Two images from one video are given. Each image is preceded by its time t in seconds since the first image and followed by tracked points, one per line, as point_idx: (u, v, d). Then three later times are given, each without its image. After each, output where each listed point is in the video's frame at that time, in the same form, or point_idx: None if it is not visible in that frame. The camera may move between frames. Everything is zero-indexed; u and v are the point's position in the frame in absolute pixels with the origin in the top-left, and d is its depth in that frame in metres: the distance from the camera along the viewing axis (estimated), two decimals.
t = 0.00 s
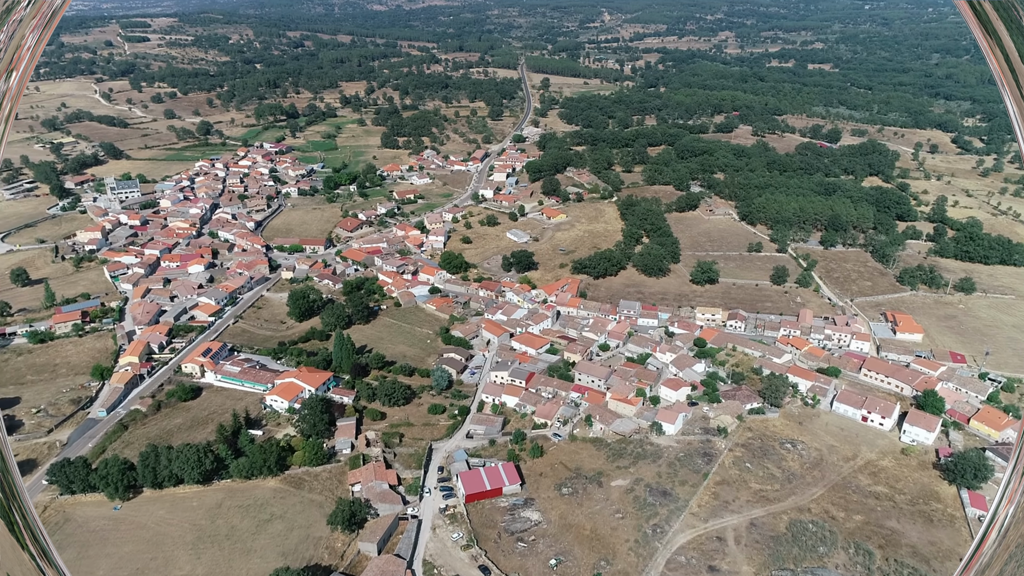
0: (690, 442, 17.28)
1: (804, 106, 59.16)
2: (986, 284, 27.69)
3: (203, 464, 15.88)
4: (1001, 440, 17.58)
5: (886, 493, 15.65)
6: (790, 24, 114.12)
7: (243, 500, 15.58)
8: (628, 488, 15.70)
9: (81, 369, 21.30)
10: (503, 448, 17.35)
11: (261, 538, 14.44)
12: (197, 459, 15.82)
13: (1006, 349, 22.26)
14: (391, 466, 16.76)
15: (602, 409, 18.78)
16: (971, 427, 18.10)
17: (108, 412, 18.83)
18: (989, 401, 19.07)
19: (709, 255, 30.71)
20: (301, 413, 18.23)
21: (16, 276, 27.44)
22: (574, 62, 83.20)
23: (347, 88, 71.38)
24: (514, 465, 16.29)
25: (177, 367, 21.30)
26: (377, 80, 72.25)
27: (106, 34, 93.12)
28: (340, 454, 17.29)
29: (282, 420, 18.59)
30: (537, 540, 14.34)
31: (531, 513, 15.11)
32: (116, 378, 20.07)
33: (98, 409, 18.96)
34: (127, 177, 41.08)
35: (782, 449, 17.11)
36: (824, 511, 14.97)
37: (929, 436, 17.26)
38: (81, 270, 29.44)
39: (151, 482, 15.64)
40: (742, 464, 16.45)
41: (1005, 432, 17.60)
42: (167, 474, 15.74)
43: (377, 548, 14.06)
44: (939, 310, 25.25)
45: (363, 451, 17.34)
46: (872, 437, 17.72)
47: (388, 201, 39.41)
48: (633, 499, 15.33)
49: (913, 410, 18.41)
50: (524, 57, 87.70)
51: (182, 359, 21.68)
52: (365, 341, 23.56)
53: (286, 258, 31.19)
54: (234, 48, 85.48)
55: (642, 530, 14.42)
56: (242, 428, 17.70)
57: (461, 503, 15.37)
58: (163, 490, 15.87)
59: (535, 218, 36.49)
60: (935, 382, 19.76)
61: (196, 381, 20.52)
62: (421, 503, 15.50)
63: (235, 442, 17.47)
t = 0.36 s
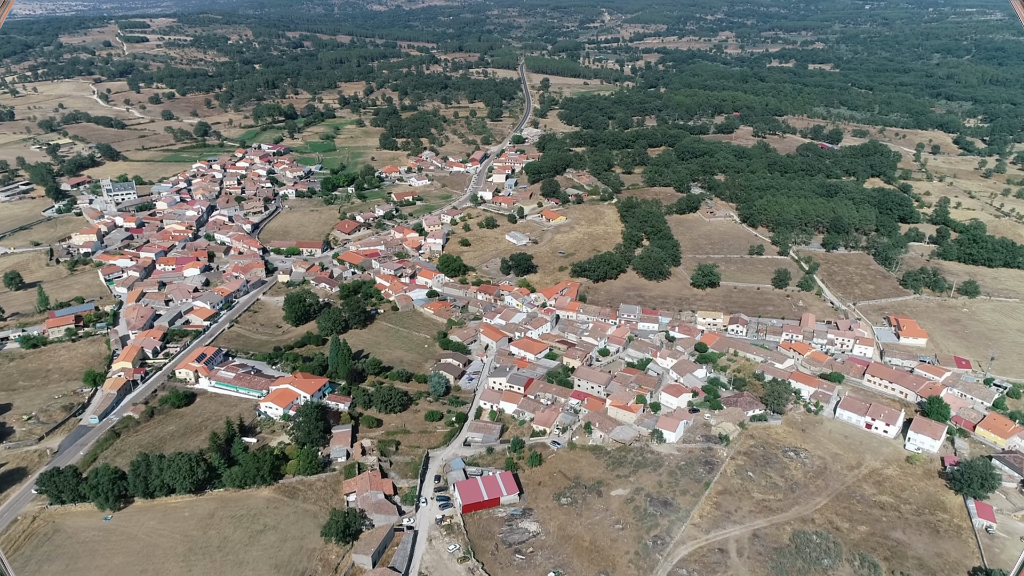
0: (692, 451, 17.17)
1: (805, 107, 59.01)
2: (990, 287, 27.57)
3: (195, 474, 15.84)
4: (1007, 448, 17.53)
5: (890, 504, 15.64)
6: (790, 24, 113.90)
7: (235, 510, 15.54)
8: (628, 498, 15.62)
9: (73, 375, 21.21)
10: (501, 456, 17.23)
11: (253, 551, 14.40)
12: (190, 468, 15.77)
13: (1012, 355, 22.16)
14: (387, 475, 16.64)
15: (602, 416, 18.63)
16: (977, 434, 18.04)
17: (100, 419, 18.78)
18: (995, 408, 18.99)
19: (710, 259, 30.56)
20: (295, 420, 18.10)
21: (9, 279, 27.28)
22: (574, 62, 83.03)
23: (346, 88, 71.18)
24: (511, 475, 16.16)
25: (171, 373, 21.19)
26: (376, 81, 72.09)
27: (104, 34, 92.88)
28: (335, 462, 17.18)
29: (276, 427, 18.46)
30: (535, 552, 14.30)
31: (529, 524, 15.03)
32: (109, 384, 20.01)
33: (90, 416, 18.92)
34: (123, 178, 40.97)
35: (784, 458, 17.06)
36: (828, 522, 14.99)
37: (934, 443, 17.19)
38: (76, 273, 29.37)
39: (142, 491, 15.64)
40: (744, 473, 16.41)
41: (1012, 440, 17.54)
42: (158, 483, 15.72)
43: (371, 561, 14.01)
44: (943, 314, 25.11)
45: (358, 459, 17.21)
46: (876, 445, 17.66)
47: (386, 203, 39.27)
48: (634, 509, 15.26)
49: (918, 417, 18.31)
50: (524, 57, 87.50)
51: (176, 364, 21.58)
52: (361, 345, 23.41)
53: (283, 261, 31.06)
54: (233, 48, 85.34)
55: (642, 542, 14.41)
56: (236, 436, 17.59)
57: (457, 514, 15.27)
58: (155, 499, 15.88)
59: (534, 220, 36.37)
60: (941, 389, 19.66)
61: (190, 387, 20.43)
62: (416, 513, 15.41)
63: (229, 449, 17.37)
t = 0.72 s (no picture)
0: (693, 459, 17.04)
1: (806, 107, 58.86)
2: (994, 290, 27.45)
3: (187, 483, 15.72)
4: (1014, 456, 17.41)
5: (896, 514, 15.52)
6: (790, 24, 113.83)
7: (227, 521, 15.44)
8: (628, 508, 15.50)
9: (65, 381, 21.07)
10: (499, 464, 17.08)
11: (244, 563, 14.32)
12: (180, 477, 15.65)
13: (1017, 360, 22.00)
14: (382, 484, 16.52)
15: (602, 422, 18.44)
16: (983, 442, 17.94)
17: (91, 426, 18.68)
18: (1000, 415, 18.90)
19: (711, 261, 30.42)
20: (289, 428, 17.97)
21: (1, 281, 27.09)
22: (573, 62, 82.86)
23: (344, 89, 71.02)
24: (508, 484, 16.01)
25: (164, 378, 21.06)
26: (375, 81, 71.94)
27: (103, 35, 92.77)
28: (330, 471, 17.05)
29: (270, 435, 18.32)
30: (533, 564, 14.20)
31: (527, 535, 14.92)
32: (101, 390, 19.90)
33: (81, 423, 18.81)
34: (118, 180, 40.81)
35: (788, 466, 16.93)
36: (833, 533, 14.88)
37: (940, 451, 17.06)
38: (70, 276, 29.24)
39: (133, 501, 15.54)
40: (746, 482, 16.29)
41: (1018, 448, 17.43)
42: (149, 493, 15.60)
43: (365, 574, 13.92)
44: (947, 318, 24.98)
45: (353, 468, 17.07)
46: (881, 453, 17.54)
47: (384, 204, 39.10)
48: (635, 520, 15.13)
49: (923, 424, 18.19)
50: (524, 57, 87.48)
51: (169, 370, 21.46)
52: (358, 350, 23.25)
53: (279, 264, 30.91)
54: (232, 48, 85.21)
55: (642, 554, 14.31)
56: (229, 444, 17.46)
57: (453, 525, 15.14)
58: (146, 509, 15.78)
59: (533, 222, 36.21)
60: (946, 395, 19.55)
61: (184, 393, 20.32)
62: (412, 524, 15.29)
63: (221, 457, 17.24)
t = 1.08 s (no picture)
0: (694, 467, 16.90)
1: (807, 107, 58.75)
2: (998, 293, 27.34)
3: (178, 493, 15.62)
4: (1020, 464, 17.28)
5: (900, 524, 15.43)
6: (791, 24, 113.67)
7: (219, 531, 15.34)
8: (627, 519, 15.39)
9: (57, 387, 20.94)
10: (496, 473, 16.96)
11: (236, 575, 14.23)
12: (171, 487, 15.55)
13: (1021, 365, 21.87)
14: (377, 493, 16.40)
15: (602, 429, 18.30)
16: (989, 449, 17.81)
17: (83, 433, 18.56)
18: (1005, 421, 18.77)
19: (712, 264, 30.29)
20: (284, 435, 17.85)
21: None
22: (573, 62, 82.73)
23: (344, 89, 70.93)
24: (505, 494, 15.89)
25: (158, 384, 20.95)
26: (375, 82, 71.85)
27: (101, 35, 92.63)
28: (324, 480, 16.94)
29: (264, 442, 18.20)
30: None
31: (525, 547, 14.81)
32: (93, 397, 19.80)
33: (73, 430, 18.71)
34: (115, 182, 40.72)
35: (790, 474, 16.81)
36: (836, 544, 14.81)
37: (945, 459, 16.93)
38: (66, 278, 29.16)
39: (123, 512, 15.44)
40: (749, 491, 16.18)
41: None
42: (140, 503, 15.50)
43: None
44: (950, 321, 24.85)
45: (348, 476, 16.96)
46: (885, 461, 17.42)
47: (382, 206, 38.99)
48: (634, 531, 15.03)
49: (928, 431, 18.05)
50: (523, 57, 87.46)
51: (163, 375, 21.34)
52: (355, 355, 23.12)
53: (276, 267, 30.80)
54: (231, 48, 85.11)
55: (643, 566, 14.21)
56: (222, 452, 17.34)
57: (448, 536, 15.04)
58: (137, 519, 15.68)
59: (532, 224, 36.09)
60: (951, 401, 19.41)
61: (177, 399, 20.22)
62: (407, 536, 15.17)
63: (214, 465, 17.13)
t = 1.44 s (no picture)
0: (695, 476, 16.76)
1: (808, 108, 58.59)
2: (1001, 297, 27.21)
3: (169, 504, 15.51)
4: None
5: (905, 535, 15.31)
6: (792, 24, 113.53)
7: (209, 543, 15.22)
8: (627, 530, 15.27)
9: (48, 393, 20.80)
10: (494, 482, 16.84)
11: None
12: (161, 498, 15.43)
13: None
14: (372, 503, 16.28)
15: (602, 437, 18.15)
16: (995, 457, 17.67)
17: (73, 441, 18.43)
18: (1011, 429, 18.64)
19: (712, 267, 30.16)
20: (278, 444, 17.72)
21: None
22: (573, 62, 82.57)
23: (343, 89, 70.78)
24: (502, 504, 15.77)
25: (150, 390, 20.81)
26: (373, 82, 71.70)
27: (100, 35, 92.49)
28: (318, 489, 16.82)
29: (258, 450, 18.08)
30: None
31: (522, 559, 14.70)
32: (84, 403, 19.67)
33: (63, 438, 18.56)
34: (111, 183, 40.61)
35: (793, 484, 16.69)
36: (840, 556, 14.71)
37: (950, 468, 16.80)
38: (60, 281, 29.05)
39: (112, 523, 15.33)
40: (750, 501, 16.05)
41: None
42: (129, 514, 15.40)
43: None
44: (954, 326, 24.71)
45: (342, 486, 16.83)
46: (889, 469, 17.29)
47: (380, 208, 38.85)
48: (634, 543, 14.92)
49: (933, 439, 17.93)
50: (523, 57, 87.25)
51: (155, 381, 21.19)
52: (351, 360, 22.98)
53: (272, 270, 30.66)
54: (230, 48, 85.02)
55: None
56: (214, 461, 17.21)
57: (444, 548, 14.92)
58: (126, 530, 15.57)
59: (532, 226, 35.96)
60: (956, 408, 19.29)
61: (170, 405, 20.09)
62: (402, 547, 15.06)
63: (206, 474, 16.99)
